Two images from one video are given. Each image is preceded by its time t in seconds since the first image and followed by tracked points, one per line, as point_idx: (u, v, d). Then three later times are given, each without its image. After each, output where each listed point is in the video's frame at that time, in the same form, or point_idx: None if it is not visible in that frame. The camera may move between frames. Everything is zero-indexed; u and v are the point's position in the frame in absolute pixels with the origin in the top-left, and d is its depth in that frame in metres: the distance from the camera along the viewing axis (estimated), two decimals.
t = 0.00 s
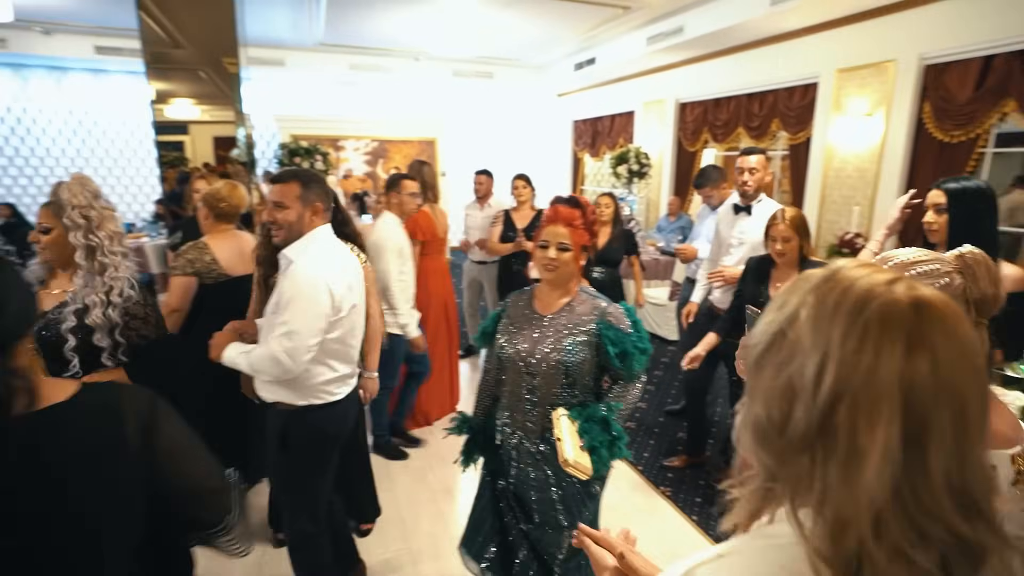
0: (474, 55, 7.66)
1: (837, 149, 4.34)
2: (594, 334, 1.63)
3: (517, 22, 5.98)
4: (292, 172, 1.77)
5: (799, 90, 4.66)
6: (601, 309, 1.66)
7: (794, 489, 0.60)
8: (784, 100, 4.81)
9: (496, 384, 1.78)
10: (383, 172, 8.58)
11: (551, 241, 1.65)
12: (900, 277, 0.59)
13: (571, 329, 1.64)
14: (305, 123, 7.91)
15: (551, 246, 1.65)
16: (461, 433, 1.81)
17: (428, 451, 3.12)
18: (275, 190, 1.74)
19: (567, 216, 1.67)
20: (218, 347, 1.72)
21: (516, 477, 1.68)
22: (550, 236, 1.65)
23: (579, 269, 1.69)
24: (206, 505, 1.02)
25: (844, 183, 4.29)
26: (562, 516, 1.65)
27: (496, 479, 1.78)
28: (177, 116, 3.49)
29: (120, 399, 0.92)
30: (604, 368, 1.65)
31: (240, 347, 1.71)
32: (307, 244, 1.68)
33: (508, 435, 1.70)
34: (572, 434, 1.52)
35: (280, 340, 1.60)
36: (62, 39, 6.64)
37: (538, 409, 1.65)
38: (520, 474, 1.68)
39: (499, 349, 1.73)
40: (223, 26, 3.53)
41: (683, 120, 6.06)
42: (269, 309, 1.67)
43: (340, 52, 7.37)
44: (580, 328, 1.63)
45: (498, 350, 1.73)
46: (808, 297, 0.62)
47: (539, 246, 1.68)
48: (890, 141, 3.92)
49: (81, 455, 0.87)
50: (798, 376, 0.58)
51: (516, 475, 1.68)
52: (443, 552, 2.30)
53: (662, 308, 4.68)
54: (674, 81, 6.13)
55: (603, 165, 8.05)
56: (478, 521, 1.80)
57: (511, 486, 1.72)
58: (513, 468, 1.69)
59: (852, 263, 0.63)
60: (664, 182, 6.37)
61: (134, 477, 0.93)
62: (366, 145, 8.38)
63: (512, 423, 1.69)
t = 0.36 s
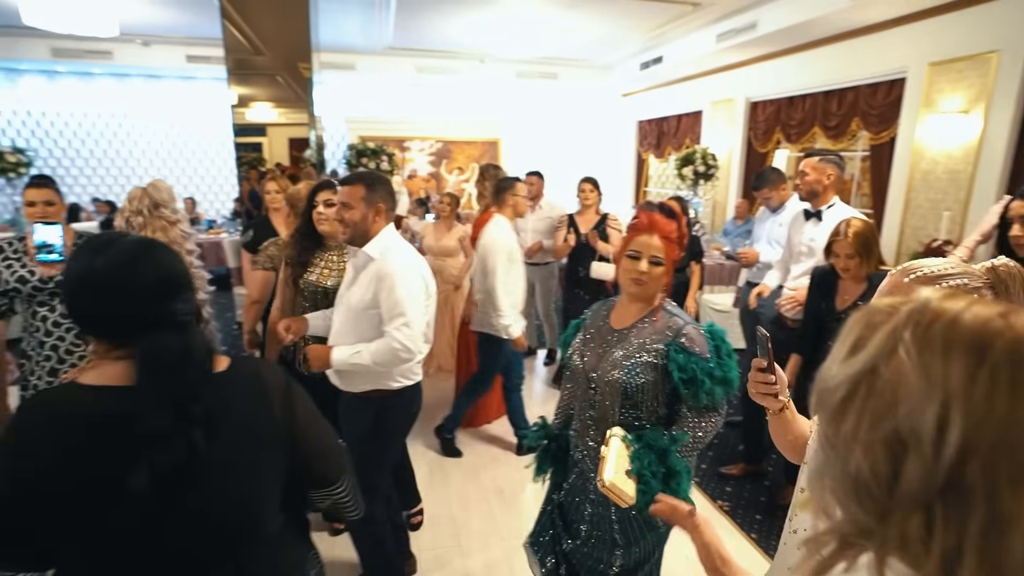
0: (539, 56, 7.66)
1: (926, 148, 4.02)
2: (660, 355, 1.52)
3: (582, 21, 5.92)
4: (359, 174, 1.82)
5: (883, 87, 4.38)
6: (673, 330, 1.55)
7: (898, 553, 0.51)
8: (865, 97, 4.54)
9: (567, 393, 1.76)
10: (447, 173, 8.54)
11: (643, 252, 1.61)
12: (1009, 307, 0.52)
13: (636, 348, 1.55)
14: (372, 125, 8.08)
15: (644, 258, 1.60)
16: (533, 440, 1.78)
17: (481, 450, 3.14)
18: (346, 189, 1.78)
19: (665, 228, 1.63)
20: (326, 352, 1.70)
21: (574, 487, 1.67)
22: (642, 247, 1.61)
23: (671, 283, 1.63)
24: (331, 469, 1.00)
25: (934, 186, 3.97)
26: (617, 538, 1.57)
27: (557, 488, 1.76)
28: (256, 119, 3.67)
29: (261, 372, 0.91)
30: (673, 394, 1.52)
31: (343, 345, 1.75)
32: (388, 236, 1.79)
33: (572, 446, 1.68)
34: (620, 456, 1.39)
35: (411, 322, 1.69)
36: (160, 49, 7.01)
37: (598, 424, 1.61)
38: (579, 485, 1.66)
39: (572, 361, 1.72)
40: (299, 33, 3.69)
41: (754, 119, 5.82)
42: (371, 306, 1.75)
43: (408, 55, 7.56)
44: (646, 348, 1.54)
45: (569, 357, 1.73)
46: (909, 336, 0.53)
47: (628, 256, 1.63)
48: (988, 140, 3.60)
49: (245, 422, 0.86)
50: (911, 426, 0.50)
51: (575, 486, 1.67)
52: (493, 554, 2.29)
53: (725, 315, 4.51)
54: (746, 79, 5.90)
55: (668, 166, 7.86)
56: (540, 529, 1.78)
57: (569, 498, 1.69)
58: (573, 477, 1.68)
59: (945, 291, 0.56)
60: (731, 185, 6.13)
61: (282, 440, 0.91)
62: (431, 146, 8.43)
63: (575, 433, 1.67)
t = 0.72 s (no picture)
0: (595, 55, 7.59)
1: (1018, 144, 3.67)
2: (706, 364, 1.45)
3: (638, 19, 5.82)
4: (427, 168, 1.83)
5: (968, 81, 4.06)
6: (724, 338, 1.48)
7: None
8: (947, 91, 4.22)
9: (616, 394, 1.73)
10: (499, 173, 8.52)
11: (701, 255, 1.55)
12: None
13: (682, 354, 1.49)
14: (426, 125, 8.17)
15: (702, 261, 1.54)
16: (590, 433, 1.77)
17: (525, 450, 3.14)
18: (428, 182, 1.79)
19: (726, 229, 1.55)
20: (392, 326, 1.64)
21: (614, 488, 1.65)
22: (700, 250, 1.55)
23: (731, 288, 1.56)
24: (388, 449, 1.08)
25: None
26: (653, 544, 1.53)
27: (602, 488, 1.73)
28: (318, 120, 3.81)
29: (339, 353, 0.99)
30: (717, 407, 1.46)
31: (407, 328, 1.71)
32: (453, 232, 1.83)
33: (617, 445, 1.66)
34: (647, 456, 1.41)
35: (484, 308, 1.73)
36: (231, 54, 7.35)
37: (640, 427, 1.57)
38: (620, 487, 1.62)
39: (619, 359, 1.69)
40: (359, 36, 3.80)
41: (820, 118, 5.55)
42: (437, 297, 1.76)
43: (464, 56, 7.66)
44: (693, 355, 1.48)
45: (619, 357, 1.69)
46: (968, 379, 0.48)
47: (686, 260, 1.58)
48: None
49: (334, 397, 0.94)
50: None
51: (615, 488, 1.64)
52: (534, 556, 2.27)
53: (783, 322, 4.32)
54: (811, 75, 5.64)
55: (726, 167, 7.62)
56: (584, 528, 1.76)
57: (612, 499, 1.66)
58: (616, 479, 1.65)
59: None
60: (793, 186, 5.87)
61: (357, 416, 1.00)
62: (484, 146, 8.42)
63: (621, 433, 1.65)
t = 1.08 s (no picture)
0: (644, 54, 7.45)
1: None
2: (742, 374, 1.39)
3: (690, 15, 5.66)
4: (483, 169, 1.80)
5: None
6: (762, 348, 1.40)
7: None
8: None
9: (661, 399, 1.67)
10: (545, 173, 8.46)
11: (738, 256, 1.48)
12: None
13: (719, 362, 1.43)
14: (473, 126, 8.23)
15: (739, 262, 1.47)
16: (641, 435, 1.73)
17: (565, 453, 3.11)
18: (484, 184, 1.77)
19: (763, 230, 1.47)
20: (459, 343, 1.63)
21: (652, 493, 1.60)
22: (738, 251, 1.48)
23: (772, 291, 1.46)
24: (416, 442, 1.11)
25: None
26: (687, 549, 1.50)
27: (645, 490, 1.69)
28: (368, 121, 3.90)
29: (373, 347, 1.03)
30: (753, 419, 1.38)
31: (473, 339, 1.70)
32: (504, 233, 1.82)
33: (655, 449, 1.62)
34: (672, 460, 1.39)
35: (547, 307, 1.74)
36: (287, 58, 7.61)
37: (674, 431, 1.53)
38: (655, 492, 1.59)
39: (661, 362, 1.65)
40: (410, 37, 3.86)
41: (884, 116, 5.27)
42: (496, 299, 1.76)
43: (512, 57, 7.66)
44: (729, 364, 1.41)
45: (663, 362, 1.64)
46: (1001, 464, 0.47)
47: (724, 261, 1.51)
48: None
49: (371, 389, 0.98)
50: None
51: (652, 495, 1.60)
52: (570, 561, 2.25)
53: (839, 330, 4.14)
54: (875, 71, 5.37)
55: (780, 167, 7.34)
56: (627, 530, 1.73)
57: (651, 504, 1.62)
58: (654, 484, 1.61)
59: None
60: (853, 187, 5.60)
61: (391, 407, 1.04)
62: (530, 147, 8.37)
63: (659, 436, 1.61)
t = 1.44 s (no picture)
0: (687, 53, 7.32)
1: None
2: (774, 364, 1.36)
3: (736, 12, 5.54)
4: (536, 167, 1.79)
5: None
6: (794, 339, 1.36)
7: None
8: None
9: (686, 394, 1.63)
10: (583, 174, 8.47)
11: (766, 251, 1.43)
12: None
13: (748, 353, 1.40)
14: (511, 126, 8.24)
15: (765, 256, 1.43)
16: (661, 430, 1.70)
17: (598, 456, 3.08)
18: (539, 182, 1.75)
19: (791, 225, 1.42)
20: (512, 342, 1.61)
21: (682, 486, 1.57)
22: (765, 245, 1.43)
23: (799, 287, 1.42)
24: (419, 427, 1.15)
25: None
26: (719, 542, 1.47)
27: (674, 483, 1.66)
28: (409, 122, 3.96)
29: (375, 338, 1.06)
30: (788, 409, 1.34)
31: (526, 339, 1.67)
32: (557, 235, 1.81)
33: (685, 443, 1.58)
34: (709, 452, 1.33)
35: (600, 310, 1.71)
36: (331, 60, 7.80)
37: (704, 424, 1.48)
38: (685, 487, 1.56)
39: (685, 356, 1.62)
40: (451, 38, 3.90)
41: (942, 113, 5.02)
42: (548, 300, 1.75)
43: (552, 57, 7.65)
44: (760, 355, 1.38)
45: (689, 356, 1.60)
46: None
47: (752, 255, 1.47)
48: None
49: (373, 379, 1.01)
50: None
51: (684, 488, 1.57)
52: (601, 566, 2.22)
53: (890, 338, 3.96)
54: (933, 66, 5.12)
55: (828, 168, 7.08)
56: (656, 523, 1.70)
57: (682, 495, 1.59)
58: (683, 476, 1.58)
59: None
60: (907, 189, 5.36)
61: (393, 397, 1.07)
62: (569, 147, 8.36)
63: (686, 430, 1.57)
